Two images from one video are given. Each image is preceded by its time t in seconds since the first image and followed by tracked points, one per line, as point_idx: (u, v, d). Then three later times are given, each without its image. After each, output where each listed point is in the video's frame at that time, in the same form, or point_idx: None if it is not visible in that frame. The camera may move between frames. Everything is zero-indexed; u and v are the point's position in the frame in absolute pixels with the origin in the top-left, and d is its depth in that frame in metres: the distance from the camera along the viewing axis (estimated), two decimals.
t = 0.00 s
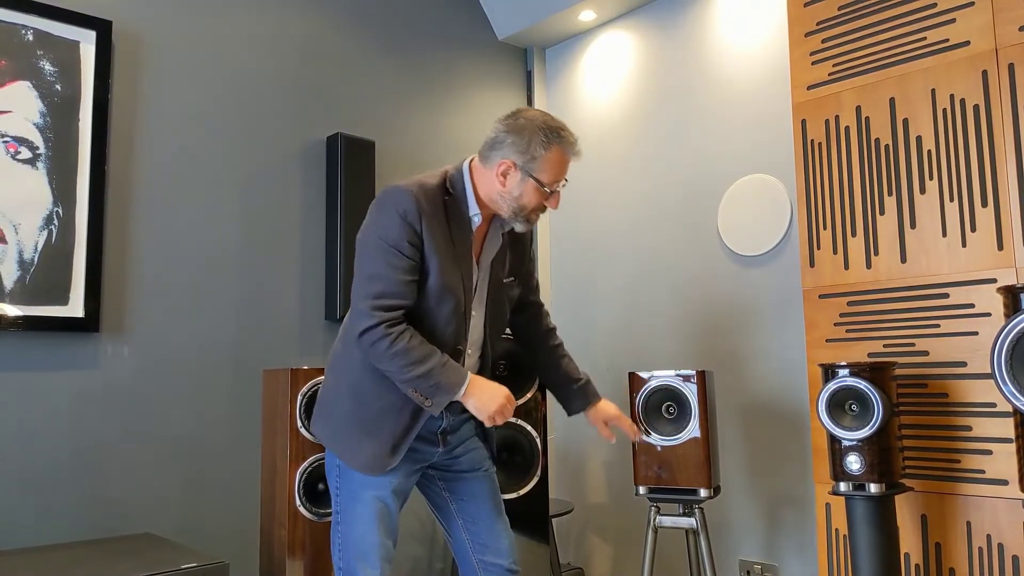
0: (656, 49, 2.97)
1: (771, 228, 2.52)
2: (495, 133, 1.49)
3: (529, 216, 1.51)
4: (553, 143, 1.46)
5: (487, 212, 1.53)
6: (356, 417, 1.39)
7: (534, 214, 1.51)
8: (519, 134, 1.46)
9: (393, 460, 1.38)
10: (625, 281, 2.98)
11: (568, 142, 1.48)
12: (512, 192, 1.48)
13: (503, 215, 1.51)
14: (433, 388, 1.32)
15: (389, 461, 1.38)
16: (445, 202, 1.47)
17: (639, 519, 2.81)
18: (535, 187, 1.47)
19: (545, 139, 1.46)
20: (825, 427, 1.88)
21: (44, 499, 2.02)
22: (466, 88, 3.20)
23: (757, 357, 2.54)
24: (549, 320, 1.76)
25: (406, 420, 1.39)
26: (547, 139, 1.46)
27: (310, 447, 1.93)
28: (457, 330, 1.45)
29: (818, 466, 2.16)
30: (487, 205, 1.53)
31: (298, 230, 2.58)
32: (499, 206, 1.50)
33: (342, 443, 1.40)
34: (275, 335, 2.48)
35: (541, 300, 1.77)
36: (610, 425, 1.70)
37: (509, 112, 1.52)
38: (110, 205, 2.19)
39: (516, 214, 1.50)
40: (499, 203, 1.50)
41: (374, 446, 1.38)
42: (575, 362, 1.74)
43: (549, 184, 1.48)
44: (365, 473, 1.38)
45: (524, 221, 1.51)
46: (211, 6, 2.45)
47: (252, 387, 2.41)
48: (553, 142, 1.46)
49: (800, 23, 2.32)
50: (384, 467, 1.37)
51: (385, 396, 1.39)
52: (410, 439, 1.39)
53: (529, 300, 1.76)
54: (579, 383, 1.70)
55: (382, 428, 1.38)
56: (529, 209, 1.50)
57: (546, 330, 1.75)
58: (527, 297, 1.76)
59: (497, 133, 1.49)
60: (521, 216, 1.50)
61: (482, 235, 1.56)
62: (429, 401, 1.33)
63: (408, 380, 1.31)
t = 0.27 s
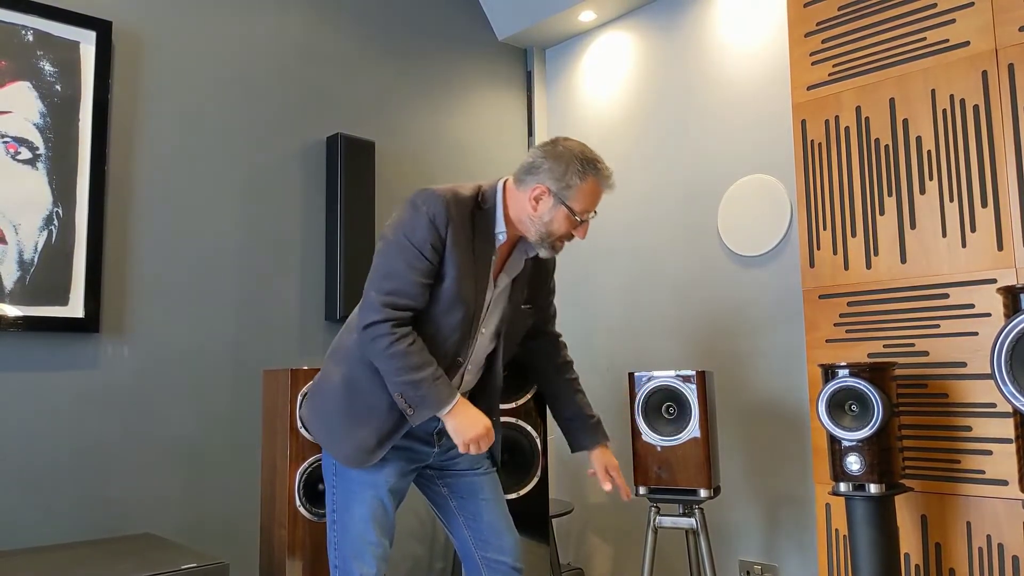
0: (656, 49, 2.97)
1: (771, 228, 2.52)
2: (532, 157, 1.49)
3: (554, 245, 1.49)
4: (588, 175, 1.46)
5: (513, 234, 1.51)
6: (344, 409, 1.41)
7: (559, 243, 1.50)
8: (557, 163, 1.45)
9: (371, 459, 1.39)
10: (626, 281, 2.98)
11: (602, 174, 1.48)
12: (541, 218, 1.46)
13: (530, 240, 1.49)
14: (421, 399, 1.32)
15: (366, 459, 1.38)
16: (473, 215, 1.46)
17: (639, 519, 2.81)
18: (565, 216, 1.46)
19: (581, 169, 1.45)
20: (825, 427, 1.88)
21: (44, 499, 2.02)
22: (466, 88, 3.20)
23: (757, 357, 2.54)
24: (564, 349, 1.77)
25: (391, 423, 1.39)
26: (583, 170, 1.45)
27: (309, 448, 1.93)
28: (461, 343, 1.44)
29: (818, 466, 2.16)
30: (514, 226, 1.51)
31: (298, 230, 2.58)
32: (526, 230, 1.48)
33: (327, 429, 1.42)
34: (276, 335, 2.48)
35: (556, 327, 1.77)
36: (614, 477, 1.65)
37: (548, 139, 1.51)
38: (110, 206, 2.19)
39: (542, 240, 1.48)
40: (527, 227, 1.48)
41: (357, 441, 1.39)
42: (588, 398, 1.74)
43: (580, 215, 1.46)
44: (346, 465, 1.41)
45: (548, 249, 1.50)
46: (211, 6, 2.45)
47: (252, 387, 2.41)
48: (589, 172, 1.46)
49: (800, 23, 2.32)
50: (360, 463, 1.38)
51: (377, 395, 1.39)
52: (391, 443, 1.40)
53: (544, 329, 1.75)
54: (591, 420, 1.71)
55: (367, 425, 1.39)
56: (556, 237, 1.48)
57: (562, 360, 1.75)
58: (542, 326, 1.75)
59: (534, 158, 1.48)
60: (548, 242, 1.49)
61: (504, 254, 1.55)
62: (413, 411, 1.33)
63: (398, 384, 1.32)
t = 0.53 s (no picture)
0: (656, 49, 2.97)
1: (771, 228, 2.52)
2: (552, 172, 1.50)
3: (570, 260, 1.50)
4: (607, 192, 1.47)
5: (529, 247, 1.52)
6: (344, 403, 1.41)
7: (575, 258, 1.51)
8: (577, 178, 1.47)
9: (366, 455, 1.39)
10: (626, 281, 2.97)
11: (620, 193, 1.50)
12: (559, 232, 1.47)
13: (546, 254, 1.50)
14: (422, 402, 1.32)
15: (363, 456, 1.39)
16: (491, 224, 1.47)
17: (639, 519, 2.81)
18: (583, 231, 1.47)
19: (601, 186, 1.47)
20: (825, 428, 1.88)
21: (44, 500, 2.02)
22: (466, 88, 3.20)
23: (757, 357, 2.54)
24: (583, 359, 1.85)
25: (390, 421, 1.40)
26: (602, 187, 1.47)
27: (309, 448, 1.93)
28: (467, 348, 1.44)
29: (818, 466, 2.16)
30: (531, 239, 1.52)
31: (298, 230, 2.58)
32: (543, 244, 1.49)
33: (326, 422, 1.42)
34: (276, 335, 2.48)
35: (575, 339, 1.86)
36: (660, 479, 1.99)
37: (567, 156, 1.53)
38: (111, 206, 2.19)
39: (558, 255, 1.49)
40: (545, 241, 1.49)
41: (355, 435, 1.39)
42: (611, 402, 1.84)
43: (598, 231, 1.48)
44: (342, 458, 1.41)
45: (563, 264, 1.51)
46: (211, 6, 2.45)
47: (252, 387, 2.41)
48: (608, 190, 1.47)
49: (800, 24, 2.32)
50: (356, 459, 1.39)
51: (379, 393, 1.40)
52: (388, 442, 1.40)
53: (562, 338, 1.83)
54: (616, 425, 1.81)
55: (366, 421, 1.40)
56: (572, 252, 1.49)
57: (581, 369, 1.84)
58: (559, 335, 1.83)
59: (554, 174, 1.50)
60: (564, 258, 1.50)
61: (518, 268, 1.55)
62: (412, 413, 1.33)
63: (401, 384, 1.32)
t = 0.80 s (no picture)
0: (656, 49, 2.97)
1: (771, 228, 2.52)
2: (558, 177, 1.50)
3: (575, 264, 1.50)
4: (613, 197, 1.48)
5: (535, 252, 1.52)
6: (345, 401, 1.41)
7: (580, 263, 1.51)
8: (583, 183, 1.47)
9: (366, 454, 1.39)
10: (626, 281, 2.97)
11: (626, 198, 1.50)
12: (566, 237, 1.47)
13: (551, 259, 1.50)
14: (423, 402, 1.32)
15: (362, 455, 1.39)
16: (497, 227, 1.46)
17: (639, 519, 2.81)
18: (589, 236, 1.47)
19: (607, 191, 1.48)
20: (825, 428, 1.88)
21: (43, 500, 2.01)
22: (466, 88, 3.20)
23: (757, 357, 2.54)
24: (585, 363, 1.85)
25: (390, 421, 1.40)
26: (609, 191, 1.48)
27: (309, 448, 1.93)
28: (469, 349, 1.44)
29: (818, 466, 2.16)
30: (536, 243, 1.52)
31: (298, 230, 2.58)
32: (549, 249, 1.49)
33: (326, 419, 1.42)
34: (276, 335, 2.48)
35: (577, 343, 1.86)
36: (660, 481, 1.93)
37: (574, 160, 1.53)
38: (111, 206, 2.19)
39: (563, 259, 1.49)
40: (550, 246, 1.49)
41: (354, 433, 1.39)
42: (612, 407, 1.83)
43: (604, 236, 1.48)
44: (341, 456, 1.41)
45: (568, 269, 1.51)
46: (211, 6, 2.45)
47: (252, 387, 2.41)
48: (614, 195, 1.48)
49: (800, 24, 2.32)
50: (355, 457, 1.39)
51: (380, 392, 1.40)
52: (388, 441, 1.40)
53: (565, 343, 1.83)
54: (617, 429, 1.80)
55: (366, 420, 1.40)
56: (578, 257, 1.49)
57: (583, 373, 1.83)
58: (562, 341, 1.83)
59: (560, 178, 1.50)
60: (570, 263, 1.50)
61: (523, 272, 1.55)
62: (414, 413, 1.33)
63: (403, 384, 1.32)
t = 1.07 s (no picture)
0: (656, 49, 2.98)
1: (771, 228, 2.52)
2: (556, 173, 1.51)
3: (572, 259, 1.49)
4: (610, 190, 1.48)
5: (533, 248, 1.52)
6: (345, 402, 1.41)
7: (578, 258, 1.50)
8: (580, 177, 1.47)
9: (367, 455, 1.39)
10: (626, 280, 2.97)
11: (624, 193, 1.50)
12: (562, 231, 1.47)
13: (549, 254, 1.50)
14: (425, 403, 1.32)
15: (363, 456, 1.39)
16: (496, 227, 1.47)
17: (639, 519, 2.81)
18: (586, 229, 1.47)
19: (603, 184, 1.47)
20: (825, 427, 1.88)
21: (44, 500, 2.01)
22: (466, 88, 3.20)
23: (756, 357, 2.54)
24: (570, 365, 1.85)
25: (391, 422, 1.40)
26: (605, 184, 1.47)
27: (309, 448, 1.93)
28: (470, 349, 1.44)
29: (818, 465, 2.16)
30: (535, 241, 1.52)
31: (298, 230, 2.58)
32: (546, 244, 1.49)
33: (327, 420, 1.42)
34: (276, 335, 2.48)
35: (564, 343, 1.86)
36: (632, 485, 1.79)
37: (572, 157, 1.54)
38: (111, 205, 2.19)
39: (560, 254, 1.48)
40: (547, 241, 1.49)
41: (356, 434, 1.39)
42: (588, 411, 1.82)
43: (600, 229, 1.47)
44: (342, 457, 1.41)
45: (566, 264, 1.50)
46: (211, 6, 2.45)
47: (252, 387, 2.41)
48: (610, 189, 1.48)
49: (800, 24, 2.32)
50: (356, 458, 1.39)
51: (380, 392, 1.40)
52: (389, 442, 1.40)
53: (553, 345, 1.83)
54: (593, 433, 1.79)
55: (367, 421, 1.40)
56: (575, 251, 1.48)
57: (567, 375, 1.84)
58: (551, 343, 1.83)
59: (558, 174, 1.51)
60: (568, 258, 1.49)
61: (521, 269, 1.56)
62: (415, 414, 1.33)
63: (404, 384, 1.32)
